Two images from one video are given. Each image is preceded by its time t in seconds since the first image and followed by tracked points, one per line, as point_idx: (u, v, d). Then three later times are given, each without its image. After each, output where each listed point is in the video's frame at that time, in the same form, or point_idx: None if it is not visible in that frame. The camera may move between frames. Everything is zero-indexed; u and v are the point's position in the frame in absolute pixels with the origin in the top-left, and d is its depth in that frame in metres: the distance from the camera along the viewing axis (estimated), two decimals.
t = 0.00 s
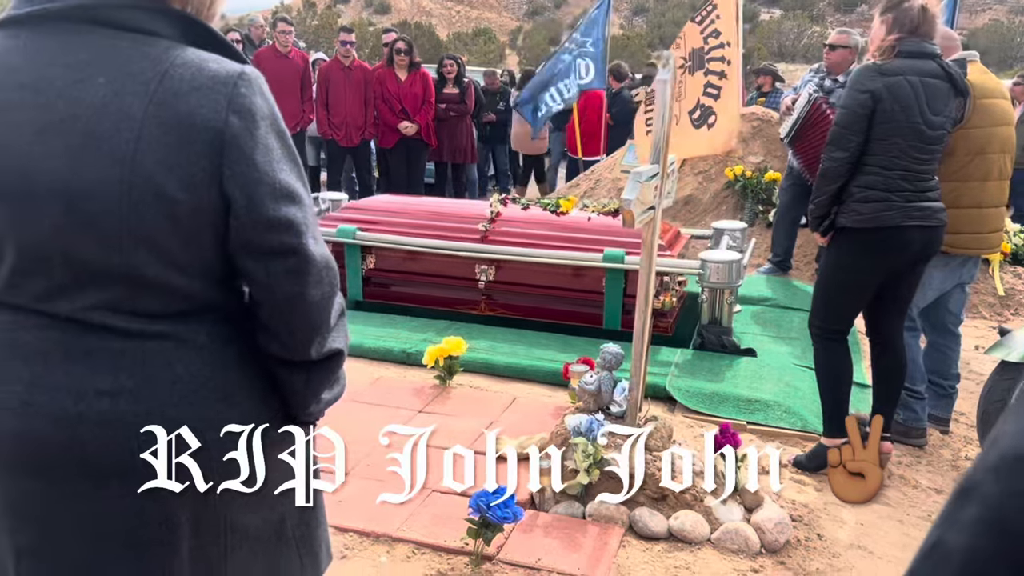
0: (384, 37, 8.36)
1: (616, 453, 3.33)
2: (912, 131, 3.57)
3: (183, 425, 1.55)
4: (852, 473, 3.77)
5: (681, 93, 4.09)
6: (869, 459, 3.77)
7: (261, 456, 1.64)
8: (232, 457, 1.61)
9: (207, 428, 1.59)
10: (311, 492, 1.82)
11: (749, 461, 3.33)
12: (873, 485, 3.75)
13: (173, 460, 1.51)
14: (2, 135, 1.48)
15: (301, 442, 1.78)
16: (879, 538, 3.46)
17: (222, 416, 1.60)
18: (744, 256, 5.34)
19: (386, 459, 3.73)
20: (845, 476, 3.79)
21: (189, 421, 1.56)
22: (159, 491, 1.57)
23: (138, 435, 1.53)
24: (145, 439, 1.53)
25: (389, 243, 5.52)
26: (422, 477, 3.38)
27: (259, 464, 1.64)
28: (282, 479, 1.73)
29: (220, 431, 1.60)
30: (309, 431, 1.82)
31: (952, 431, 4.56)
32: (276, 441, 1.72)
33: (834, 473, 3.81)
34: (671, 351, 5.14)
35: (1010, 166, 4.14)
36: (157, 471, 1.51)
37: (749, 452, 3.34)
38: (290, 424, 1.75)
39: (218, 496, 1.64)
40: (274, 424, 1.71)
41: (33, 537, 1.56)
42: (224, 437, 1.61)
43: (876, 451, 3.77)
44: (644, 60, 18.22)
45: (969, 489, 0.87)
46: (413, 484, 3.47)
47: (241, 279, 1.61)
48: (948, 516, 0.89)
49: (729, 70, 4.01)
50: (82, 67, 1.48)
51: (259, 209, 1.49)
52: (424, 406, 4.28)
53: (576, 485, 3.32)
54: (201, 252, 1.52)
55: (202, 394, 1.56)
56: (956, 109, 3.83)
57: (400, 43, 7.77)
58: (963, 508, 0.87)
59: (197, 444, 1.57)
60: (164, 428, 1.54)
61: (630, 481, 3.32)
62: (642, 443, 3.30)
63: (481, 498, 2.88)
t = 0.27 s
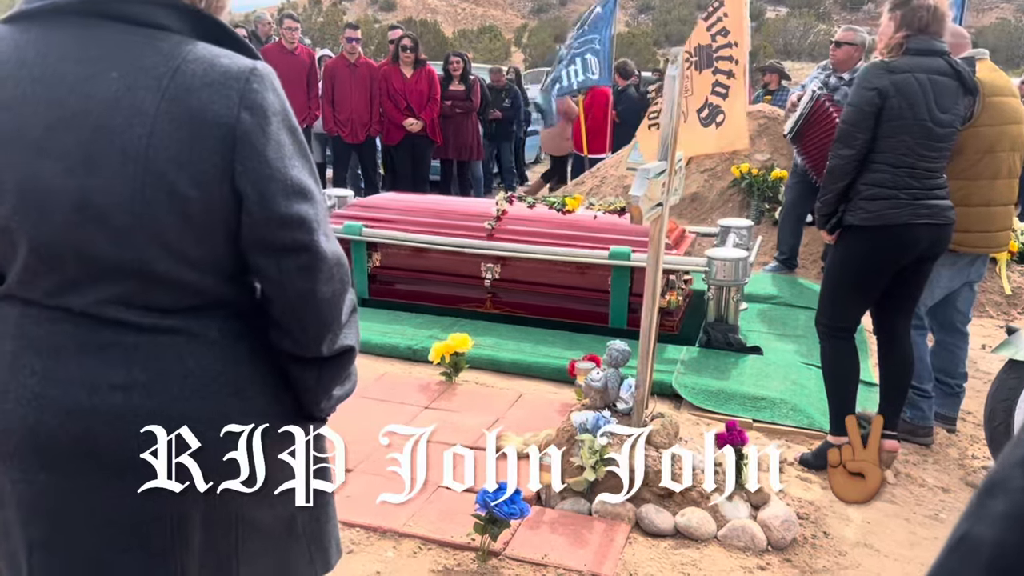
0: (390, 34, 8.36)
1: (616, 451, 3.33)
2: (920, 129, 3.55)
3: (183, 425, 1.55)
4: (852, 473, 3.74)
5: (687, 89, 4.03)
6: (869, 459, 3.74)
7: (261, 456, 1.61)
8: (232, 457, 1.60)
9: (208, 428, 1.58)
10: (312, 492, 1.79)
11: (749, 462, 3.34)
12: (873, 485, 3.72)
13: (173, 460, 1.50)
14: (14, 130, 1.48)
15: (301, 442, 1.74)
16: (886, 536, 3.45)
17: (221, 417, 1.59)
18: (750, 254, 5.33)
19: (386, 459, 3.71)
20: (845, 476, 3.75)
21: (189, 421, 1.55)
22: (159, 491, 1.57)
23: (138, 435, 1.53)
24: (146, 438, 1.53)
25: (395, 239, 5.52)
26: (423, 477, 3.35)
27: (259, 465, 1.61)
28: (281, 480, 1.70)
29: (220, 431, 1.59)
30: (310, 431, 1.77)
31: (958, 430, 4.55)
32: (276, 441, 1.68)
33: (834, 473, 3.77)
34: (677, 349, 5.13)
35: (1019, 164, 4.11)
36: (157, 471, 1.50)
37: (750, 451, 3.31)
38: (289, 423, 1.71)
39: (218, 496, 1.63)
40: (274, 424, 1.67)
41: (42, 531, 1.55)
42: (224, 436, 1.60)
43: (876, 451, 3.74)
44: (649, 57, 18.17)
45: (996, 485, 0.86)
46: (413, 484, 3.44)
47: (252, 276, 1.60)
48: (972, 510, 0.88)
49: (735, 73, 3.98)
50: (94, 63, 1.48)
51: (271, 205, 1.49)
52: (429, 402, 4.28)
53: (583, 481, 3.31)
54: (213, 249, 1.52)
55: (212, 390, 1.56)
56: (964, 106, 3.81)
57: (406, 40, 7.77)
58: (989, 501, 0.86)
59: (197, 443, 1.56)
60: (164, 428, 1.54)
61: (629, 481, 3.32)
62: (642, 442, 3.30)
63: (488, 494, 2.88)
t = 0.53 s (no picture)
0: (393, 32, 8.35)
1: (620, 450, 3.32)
2: (927, 129, 3.55)
3: (183, 425, 1.54)
4: (852, 473, 3.73)
5: (698, 91, 4.13)
6: (869, 458, 3.72)
7: (261, 456, 1.62)
8: (232, 457, 1.60)
9: (209, 428, 1.58)
10: (312, 492, 1.77)
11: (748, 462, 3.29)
12: (873, 485, 3.70)
13: (173, 461, 1.50)
14: (22, 128, 1.48)
15: (302, 442, 1.73)
16: (890, 536, 3.45)
17: (222, 417, 1.58)
18: (755, 253, 5.32)
19: (386, 459, 3.70)
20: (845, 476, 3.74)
21: (189, 421, 1.55)
22: (159, 491, 1.57)
23: (138, 435, 1.53)
24: (147, 438, 1.53)
25: (399, 237, 5.51)
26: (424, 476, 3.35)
27: (259, 464, 1.62)
28: (281, 479, 1.70)
29: (220, 432, 1.58)
30: (310, 431, 1.77)
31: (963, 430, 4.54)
32: (276, 442, 1.67)
33: (834, 473, 3.77)
34: (681, 348, 5.13)
35: None
36: (157, 471, 1.50)
37: (750, 452, 3.27)
38: (290, 423, 1.71)
39: (218, 495, 1.63)
40: (274, 424, 1.67)
41: (48, 527, 1.56)
42: (224, 436, 1.59)
43: (876, 451, 3.72)
44: (653, 55, 18.16)
45: (1015, 481, 0.88)
46: (413, 485, 3.43)
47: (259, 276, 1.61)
48: (990, 508, 0.90)
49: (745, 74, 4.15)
50: (101, 63, 1.48)
51: (277, 206, 1.49)
52: (433, 401, 4.29)
53: (587, 480, 3.31)
54: (219, 249, 1.52)
55: (218, 389, 1.57)
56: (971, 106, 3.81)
57: (411, 38, 7.76)
58: (1008, 497, 0.88)
59: (197, 444, 1.56)
60: (164, 428, 1.53)
61: (630, 481, 3.32)
62: (642, 442, 3.29)
63: (493, 491, 2.88)
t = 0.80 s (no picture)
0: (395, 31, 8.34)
1: (619, 451, 3.32)
2: (929, 129, 3.54)
3: (183, 425, 1.54)
4: (852, 473, 3.72)
5: (703, 93, 4.15)
6: (869, 459, 3.72)
7: (261, 456, 1.62)
8: (232, 457, 1.59)
9: (208, 428, 1.57)
10: (312, 492, 1.78)
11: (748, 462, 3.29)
12: (873, 485, 3.70)
13: (173, 460, 1.50)
14: (16, 126, 1.48)
15: (301, 442, 1.73)
16: (889, 537, 3.44)
17: (221, 416, 1.58)
18: (755, 253, 5.31)
19: (386, 459, 3.69)
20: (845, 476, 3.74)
21: (189, 421, 1.55)
22: (159, 491, 1.57)
23: (138, 435, 1.53)
24: (146, 438, 1.53)
25: (399, 237, 5.51)
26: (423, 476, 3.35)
27: (259, 465, 1.61)
28: (281, 479, 1.70)
29: (220, 432, 1.58)
30: (310, 431, 1.76)
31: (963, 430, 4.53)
32: (276, 442, 1.67)
33: (834, 474, 3.76)
34: (681, 348, 5.12)
35: None
36: (157, 470, 1.50)
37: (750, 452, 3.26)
38: (289, 423, 1.70)
39: (218, 495, 1.63)
40: (274, 424, 1.66)
41: (42, 526, 1.55)
42: (224, 437, 1.59)
43: (876, 452, 3.72)
44: (654, 54, 18.06)
45: (1013, 486, 0.89)
46: (413, 485, 3.43)
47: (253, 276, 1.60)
48: (988, 513, 0.91)
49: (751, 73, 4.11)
50: (95, 61, 1.48)
51: (271, 206, 1.48)
52: (432, 400, 4.28)
53: (586, 480, 3.30)
54: (213, 249, 1.52)
55: (214, 388, 1.56)
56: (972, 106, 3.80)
57: (413, 38, 7.74)
58: (1008, 501, 0.89)
59: (198, 444, 1.55)
60: (164, 428, 1.53)
61: (629, 480, 3.32)
62: (642, 443, 3.29)
63: (491, 492, 2.88)
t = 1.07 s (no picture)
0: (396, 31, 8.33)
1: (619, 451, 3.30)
2: (931, 131, 3.53)
3: (183, 425, 1.54)
4: (852, 473, 3.72)
5: (707, 94, 4.30)
6: (869, 459, 3.72)
7: (261, 456, 1.61)
8: (232, 457, 1.59)
9: (208, 428, 1.57)
10: (312, 492, 1.77)
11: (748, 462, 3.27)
12: (873, 486, 3.70)
13: (173, 461, 1.50)
14: (15, 125, 1.47)
15: (302, 442, 1.73)
16: (889, 539, 3.43)
17: (221, 416, 1.57)
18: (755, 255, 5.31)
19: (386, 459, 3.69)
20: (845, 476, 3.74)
21: (189, 421, 1.54)
22: (159, 491, 1.57)
23: (138, 435, 1.53)
24: (146, 438, 1.53)
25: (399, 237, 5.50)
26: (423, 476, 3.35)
27: (259, 464, 1.61)
28: (281, 479, 1.69)
29: (220, 432, 1.58)
30: (310, 431, 1.76)
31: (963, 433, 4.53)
32: (276, 442, 1.67)
33: (834, 474, 3.76)
34: (681, 349, 5.11)
35: None
36: (157, 471, 1.50)
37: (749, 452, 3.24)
38: (289, 423, 1.70)
39: (218, 496, 1.63)
40: (274, 424, 1.66)
41: (41, 526, 1.55)
42: (224, 437, 1.58)
43: (876, 452, 3.72)
44: (655, 55, 18.05)
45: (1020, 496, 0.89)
46: (412, 485, 3.44)
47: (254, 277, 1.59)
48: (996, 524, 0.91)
49: (751, 71, 4.38)
50: (96, 61, 1.47)
51: (272, 206, 1.48)
52: (432, 401, 4.28)
53: (585, 482, 3.30)
54: (213, 249, 1.51)
55: (214, 389, 1.56)
56: (973, 108, 3.80)
57: (414, 38, 7.73)
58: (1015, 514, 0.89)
59: (197, 444, 1.55)
60: (164, 428, 1.53)
61: (629, 480, 3.31)
62: (642, 443, 3.29)
63: (490, 494, 2.87)
